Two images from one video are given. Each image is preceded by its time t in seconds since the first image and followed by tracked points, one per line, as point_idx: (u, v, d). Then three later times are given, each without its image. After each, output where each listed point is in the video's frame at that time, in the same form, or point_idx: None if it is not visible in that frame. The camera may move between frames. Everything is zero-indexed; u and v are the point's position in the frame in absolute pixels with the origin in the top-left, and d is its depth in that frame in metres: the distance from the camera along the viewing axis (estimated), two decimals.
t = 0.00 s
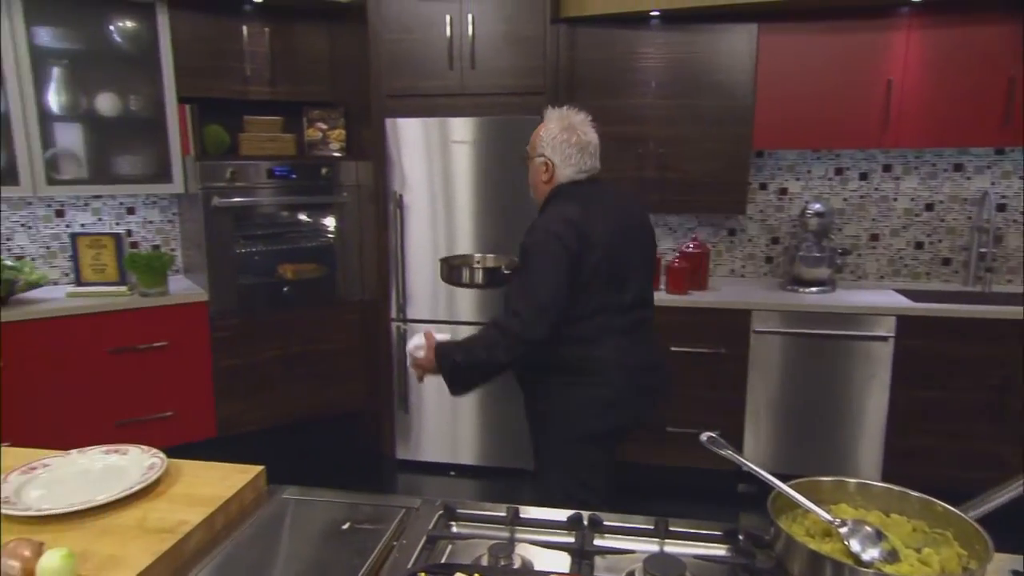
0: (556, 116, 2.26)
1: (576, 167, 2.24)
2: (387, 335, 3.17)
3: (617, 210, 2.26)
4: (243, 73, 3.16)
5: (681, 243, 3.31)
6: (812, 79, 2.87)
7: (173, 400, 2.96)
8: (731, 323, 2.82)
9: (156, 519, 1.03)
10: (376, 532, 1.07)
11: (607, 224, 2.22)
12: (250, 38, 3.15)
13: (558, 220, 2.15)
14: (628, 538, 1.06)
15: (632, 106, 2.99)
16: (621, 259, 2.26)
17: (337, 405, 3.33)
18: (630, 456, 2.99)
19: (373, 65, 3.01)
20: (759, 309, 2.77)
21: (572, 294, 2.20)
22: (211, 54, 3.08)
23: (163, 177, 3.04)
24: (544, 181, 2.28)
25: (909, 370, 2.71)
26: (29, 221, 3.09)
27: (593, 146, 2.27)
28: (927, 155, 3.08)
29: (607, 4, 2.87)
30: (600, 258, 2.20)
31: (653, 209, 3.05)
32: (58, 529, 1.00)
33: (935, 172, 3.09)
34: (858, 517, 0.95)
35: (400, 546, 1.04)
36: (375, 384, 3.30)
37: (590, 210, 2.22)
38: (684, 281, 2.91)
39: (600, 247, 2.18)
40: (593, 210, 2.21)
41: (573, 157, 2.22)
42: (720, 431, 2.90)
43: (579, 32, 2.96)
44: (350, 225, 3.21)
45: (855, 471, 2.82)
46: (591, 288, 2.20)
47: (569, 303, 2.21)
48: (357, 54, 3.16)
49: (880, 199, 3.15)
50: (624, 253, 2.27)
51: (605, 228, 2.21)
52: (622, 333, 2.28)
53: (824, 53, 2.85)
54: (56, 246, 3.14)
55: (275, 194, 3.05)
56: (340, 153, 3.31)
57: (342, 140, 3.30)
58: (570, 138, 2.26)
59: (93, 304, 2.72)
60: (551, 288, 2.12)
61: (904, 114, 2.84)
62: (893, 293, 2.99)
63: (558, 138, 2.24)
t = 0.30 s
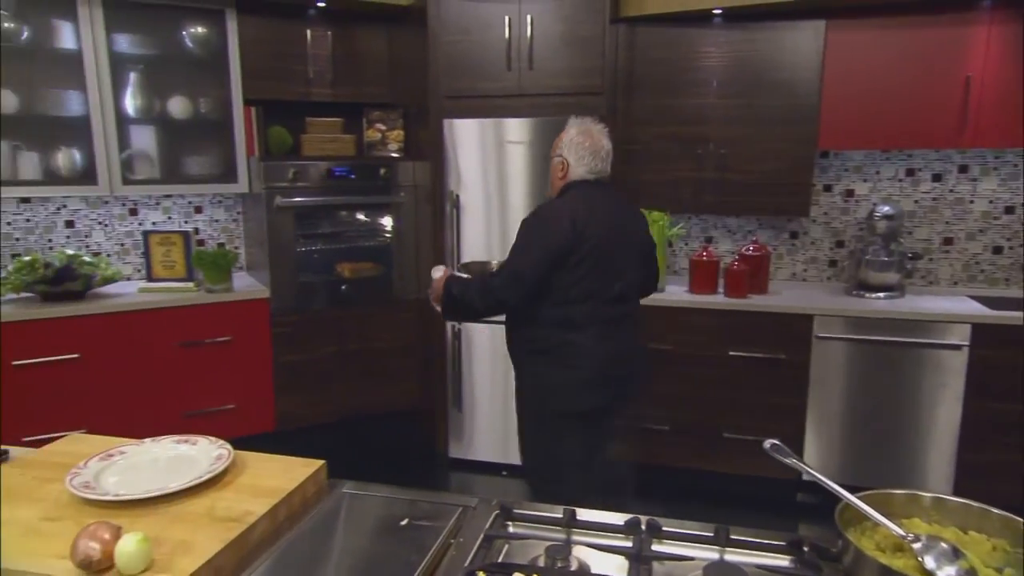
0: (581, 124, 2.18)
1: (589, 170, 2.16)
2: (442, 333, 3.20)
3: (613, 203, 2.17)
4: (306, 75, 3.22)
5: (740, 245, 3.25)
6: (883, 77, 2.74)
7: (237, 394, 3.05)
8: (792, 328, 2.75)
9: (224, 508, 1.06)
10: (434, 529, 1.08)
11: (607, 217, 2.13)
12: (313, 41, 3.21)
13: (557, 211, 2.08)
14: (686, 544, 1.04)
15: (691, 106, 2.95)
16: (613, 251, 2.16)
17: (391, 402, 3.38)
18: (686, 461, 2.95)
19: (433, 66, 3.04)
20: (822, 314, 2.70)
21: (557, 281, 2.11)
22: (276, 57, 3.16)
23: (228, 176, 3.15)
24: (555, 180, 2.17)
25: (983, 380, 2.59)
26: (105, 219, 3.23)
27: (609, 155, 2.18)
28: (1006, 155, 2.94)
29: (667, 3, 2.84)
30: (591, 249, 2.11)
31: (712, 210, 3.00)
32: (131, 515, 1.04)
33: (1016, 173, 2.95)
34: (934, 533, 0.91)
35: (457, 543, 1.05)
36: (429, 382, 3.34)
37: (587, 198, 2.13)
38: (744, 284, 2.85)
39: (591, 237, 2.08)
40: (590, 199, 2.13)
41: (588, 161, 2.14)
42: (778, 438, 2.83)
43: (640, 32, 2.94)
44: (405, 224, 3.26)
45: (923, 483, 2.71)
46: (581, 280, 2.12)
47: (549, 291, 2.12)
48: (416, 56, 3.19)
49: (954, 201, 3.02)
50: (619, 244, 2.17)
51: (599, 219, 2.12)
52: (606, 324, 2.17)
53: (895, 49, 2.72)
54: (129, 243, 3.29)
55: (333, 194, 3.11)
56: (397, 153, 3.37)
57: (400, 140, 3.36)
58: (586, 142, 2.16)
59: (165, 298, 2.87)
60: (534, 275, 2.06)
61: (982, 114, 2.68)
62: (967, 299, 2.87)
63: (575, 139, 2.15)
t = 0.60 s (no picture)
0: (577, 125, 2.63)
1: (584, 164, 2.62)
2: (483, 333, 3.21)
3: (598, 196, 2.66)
4: (351, 76, 3.27)
5: (786, 246, 3.19)
6: (941, 73, 2.62)
7: (281, 390, 3.11)
8: (841, 332, 2.68)
9: (272, 502, 1.08)
10: (478, 528, 1.08)
11: (589, 213, 2.62)
12: (359, 43, 3.26)
13: (547, 208, 2.57)
14: (732, 550, 1.03)
15: (738, 105, 2.91)
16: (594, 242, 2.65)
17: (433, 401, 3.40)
18: (728, 466, 2.91)
19: (478, 67, 3.06)
20: (872, 318, 2.63)
21: (548, 268, 2.64)
22: (323, 59, 3.21)
23: (275, 176, 3.20)
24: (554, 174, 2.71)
25: None
26: (158, 218, 3.33)
27: (602, 154, 2.68)
28: None
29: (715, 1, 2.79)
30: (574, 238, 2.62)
31: (757, 212, 2.95)
32: (184, 505, 1.07)
33: None
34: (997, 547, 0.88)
35: (501, 543, 1.05)
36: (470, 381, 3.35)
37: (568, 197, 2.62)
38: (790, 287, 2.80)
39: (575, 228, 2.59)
40: (572, 199, 2.62)
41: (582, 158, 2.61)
42: (824, 444, 2.77)
43: (688, 31, 2.91)
44: (447, 224, 3.25)
45: (977, 495, 2.62)
46: (566, 266, 2.62)
47: (537, 273, 2.64)
48: (460, 56, 3.21)
49: (1015, 203, 2.91)
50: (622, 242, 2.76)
51: (580, 212, 2.62)
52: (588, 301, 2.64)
53: (954, 45, 2.60)
54: (180, 241, 3.38)
55: (376, 193, 3.15)
56: (440, 153, 3.39)
57: (443, 140, 3.38)
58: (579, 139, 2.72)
59: (213, 296, 2.94)
60: (522, 258, 2.57)
61: None
62: None
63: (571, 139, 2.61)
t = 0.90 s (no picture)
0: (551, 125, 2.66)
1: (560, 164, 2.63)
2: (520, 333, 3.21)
3: (567, 195, 2.62)
4: (392, 76, 3.31)
5: (831, 248, 3.13)
6: (996, 69, 2.54)
7: (321, 388, 3.16)
8: (888, 336, 2.62)
9: (316, 498, 1.10)
10: (520, 527, 1.08)
11: (561, 217, 2.60)
12: (400, 43, 3.29)
13: (526, 212, 2.59)
14: (777, 557, 1.01)
15: (782, 104, 2.86)
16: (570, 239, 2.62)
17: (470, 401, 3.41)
18: (767, 471, 2.87)
19: (519, 67, 3.06)
20: (921, 322, 2.56)
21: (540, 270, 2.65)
22: (364, 60, 3.25)
23: (317, 175, 3.26)
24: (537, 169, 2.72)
25: None
26: (203, 217, 3.40)
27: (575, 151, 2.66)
28: None
29: None
30: (542, 241, 2.61)
31: (801, 212, 2.89)
32: (231, 497, 1.09)
33: None
34: None
35: (543, 544, 1.04)
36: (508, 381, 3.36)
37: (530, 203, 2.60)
38: (835, 289, 2.74)
39: (546, 233, 2.59)
40: (535, 204, 2.59)
41: (557, 157, 2.62)
42: (868, 451, 2.71)
43: (732, 29, 2.87)
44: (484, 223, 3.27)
45: None
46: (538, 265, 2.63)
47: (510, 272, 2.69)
48: (502, 57, 3.22)
49: None
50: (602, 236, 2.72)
51: (546, 216, 2.59)
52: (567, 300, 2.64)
53: (1011, 41, 2.51)
54: (224, 239, 3.46)
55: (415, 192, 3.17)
56: (479, 153, 3.41)
57: (482, 140, 3.40)
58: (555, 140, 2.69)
59: (257, 294, 3.00)
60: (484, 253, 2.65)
61: None
62: None
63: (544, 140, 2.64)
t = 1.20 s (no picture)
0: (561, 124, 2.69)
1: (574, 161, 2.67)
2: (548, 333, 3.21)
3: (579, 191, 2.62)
4: (422, 76, 3.32)
5: (866, 249, 3.07)
6: None
7: (350, 385, 3.19)
8: (926, 340, 2.56)
9: (349, 495, 1.10)
10: (552, 528, 1.08)
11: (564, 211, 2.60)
12: (430, 44, 3.30)
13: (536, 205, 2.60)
14: (813, 563, 1.00)
15: (818, 103, 2.82)
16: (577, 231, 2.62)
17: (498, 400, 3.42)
18: (798, 475, 2.82)
19: (549, 67, 3.06)
20: (961, 326, 2.51)
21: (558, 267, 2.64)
22: (394, 60, 3.27)
23: (347, 175, 3.29)
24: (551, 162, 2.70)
25: None
26: (236, 216, 3.46)
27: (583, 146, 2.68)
28: None
29: None
30: (549, 236, 2.62)
31: (835, 213, 2.85)
32: (265, 493, 1.11)
33: None
34: None
35: (573, 545, 1.04)
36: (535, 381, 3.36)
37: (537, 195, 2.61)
38: (870, 291, 2.69)
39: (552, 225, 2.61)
40: (549, 197, 2.60)
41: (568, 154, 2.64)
42: (903, 457, 2.65)
43: (765, 27, 2.84)
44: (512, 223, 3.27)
45: None
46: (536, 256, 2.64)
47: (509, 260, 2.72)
48: (533, 56, 3.22)
49: None
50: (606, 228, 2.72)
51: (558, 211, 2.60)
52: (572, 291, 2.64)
53: None
54: (256, 238, 3.50)
55: (443, 192, 3.19)
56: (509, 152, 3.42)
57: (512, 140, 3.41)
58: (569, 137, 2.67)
59: (287, 292, 3.04)
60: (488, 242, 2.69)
61: None
62: None
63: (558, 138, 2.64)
